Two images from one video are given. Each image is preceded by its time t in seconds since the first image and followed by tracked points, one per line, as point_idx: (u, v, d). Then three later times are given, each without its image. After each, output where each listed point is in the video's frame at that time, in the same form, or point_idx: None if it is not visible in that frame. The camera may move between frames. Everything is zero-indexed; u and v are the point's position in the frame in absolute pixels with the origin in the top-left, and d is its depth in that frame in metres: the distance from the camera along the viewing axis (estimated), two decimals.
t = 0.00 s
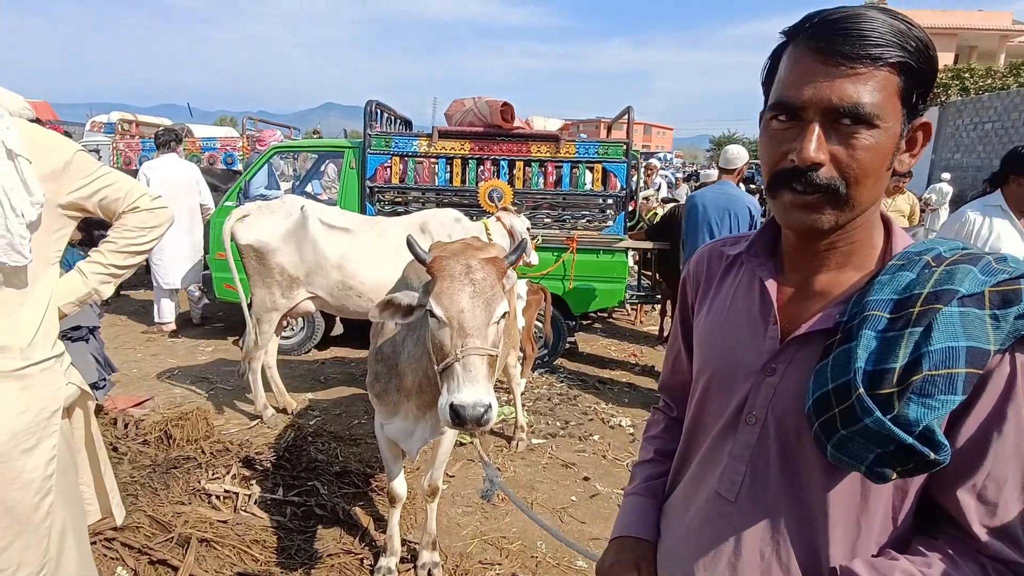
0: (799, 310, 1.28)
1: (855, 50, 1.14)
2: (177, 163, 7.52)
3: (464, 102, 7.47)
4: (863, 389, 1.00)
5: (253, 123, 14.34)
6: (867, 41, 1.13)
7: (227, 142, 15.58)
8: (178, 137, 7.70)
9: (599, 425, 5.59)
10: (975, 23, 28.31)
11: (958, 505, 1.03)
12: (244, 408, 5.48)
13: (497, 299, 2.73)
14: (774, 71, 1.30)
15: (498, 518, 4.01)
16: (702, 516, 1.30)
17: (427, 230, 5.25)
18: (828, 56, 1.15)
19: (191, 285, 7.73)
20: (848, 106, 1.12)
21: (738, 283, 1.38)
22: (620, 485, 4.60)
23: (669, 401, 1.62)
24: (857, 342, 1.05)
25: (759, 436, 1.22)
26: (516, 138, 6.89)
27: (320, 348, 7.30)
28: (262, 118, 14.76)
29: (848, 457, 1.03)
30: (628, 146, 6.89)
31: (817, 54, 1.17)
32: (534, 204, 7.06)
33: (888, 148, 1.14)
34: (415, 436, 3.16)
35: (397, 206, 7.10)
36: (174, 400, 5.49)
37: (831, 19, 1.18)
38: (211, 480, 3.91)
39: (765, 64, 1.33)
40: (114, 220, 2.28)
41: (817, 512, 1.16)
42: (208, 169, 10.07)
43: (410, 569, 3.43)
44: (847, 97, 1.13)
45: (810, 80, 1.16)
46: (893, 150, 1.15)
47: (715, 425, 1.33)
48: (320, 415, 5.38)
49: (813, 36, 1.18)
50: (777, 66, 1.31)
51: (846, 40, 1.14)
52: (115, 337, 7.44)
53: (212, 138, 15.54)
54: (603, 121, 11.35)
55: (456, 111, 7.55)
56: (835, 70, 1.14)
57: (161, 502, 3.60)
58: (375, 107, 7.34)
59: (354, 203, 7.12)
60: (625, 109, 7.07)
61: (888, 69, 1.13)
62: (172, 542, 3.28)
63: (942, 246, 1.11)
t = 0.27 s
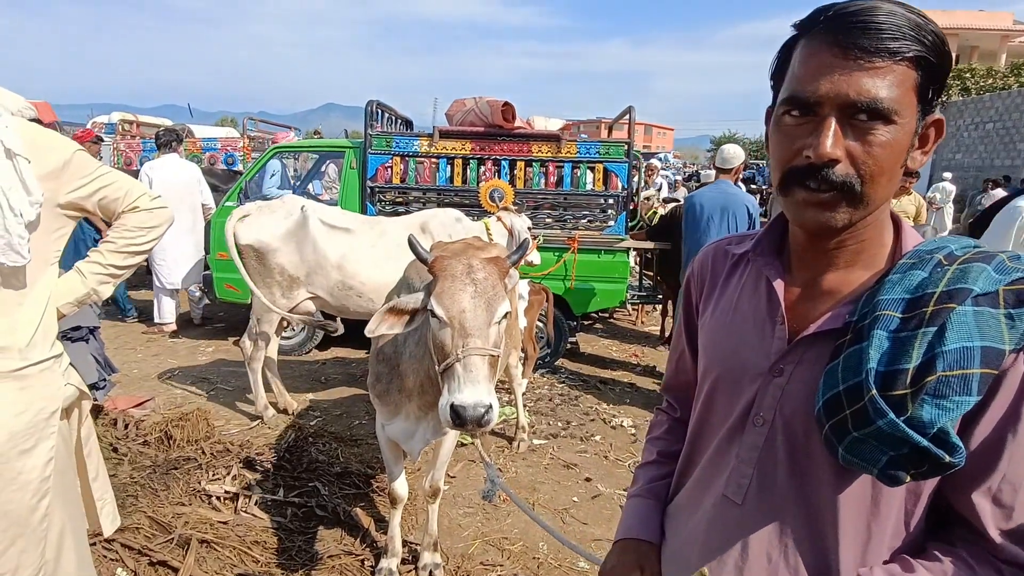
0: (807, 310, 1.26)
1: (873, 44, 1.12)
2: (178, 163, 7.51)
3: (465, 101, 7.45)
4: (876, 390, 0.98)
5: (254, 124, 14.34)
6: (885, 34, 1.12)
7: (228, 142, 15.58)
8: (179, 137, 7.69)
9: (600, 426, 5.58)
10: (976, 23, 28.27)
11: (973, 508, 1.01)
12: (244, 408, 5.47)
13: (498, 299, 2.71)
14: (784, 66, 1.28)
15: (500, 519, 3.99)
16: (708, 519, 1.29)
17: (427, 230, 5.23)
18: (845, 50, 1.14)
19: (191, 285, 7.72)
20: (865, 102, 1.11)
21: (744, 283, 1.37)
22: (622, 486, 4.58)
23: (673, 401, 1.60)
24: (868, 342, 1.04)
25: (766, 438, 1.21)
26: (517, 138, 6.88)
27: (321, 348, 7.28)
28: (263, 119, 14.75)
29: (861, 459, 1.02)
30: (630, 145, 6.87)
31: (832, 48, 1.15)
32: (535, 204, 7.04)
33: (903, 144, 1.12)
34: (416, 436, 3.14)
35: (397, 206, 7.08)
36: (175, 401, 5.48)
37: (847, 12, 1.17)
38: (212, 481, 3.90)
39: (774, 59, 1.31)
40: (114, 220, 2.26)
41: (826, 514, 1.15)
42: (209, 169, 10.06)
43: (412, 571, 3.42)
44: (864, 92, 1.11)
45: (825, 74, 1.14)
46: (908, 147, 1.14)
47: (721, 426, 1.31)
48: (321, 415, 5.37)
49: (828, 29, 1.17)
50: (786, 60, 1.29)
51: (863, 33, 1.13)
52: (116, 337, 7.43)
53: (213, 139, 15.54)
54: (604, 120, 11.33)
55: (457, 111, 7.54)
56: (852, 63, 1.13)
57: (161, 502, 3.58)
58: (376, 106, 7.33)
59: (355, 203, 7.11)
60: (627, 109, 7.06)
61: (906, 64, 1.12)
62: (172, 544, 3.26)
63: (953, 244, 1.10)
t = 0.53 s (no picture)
0: (816, 306, 1.25)
1: (889, 36, 1.11)
2: (180, 163, 7.50)
3: (466, 101, 7.44)
4: (888, 386, 0.97)
5: (254, 124, 14.35)
6: (901, 27, 1.11)
7: (229, 142, 15.58)
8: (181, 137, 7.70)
9: (602, 425, 5.57)
10: (977, 23, 28.25)
11: (989, 508, 1.00)
12: (245, 408, 5.46)
13: (501, 298, 2.70)
14: (796, 59, 1.27)
15: (502, 518, 3.98)
16: (714, 517, 1.28)
17: (428, 229, 5.22)
18: (861, 42, 1.12)
19: (192, 285, 7.71)
20: (880, 94, 1.10)
21: (751, 279, 1.36)
22: (624, 485, 4.57)
23: (677, 398, 1.59)
24: (880, 338, 1.03)
25: (773, 435, 1.20)
26: (518, 137, 6.87)
27: (322, 348, 7.27)
28: (263, 119, 14.76)
29: (872, 456, 1.00)
30: (631, 145, 6.86)
31: (847, 39, 1.14)
32: (536, 203, 7.03)
33: (917, 138, 1.11)
34: (418, 436, 3.13)
35: (398, 206, 7.07)
36: (176, 400, 5.47)
37: (863, 4, 1.15)
38: (213, 481, 3.89)
39: (786, 51, 1.30)
40: (113, 218, 2.25)
41: (835, 512, 1.13)
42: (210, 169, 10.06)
43: (413, 571, 3.41)
44: (879, 85, 1.10)
45: (839, 66, 1.13)
46: (921, 141, 1.13)
47: (728, 423, 1.30)
48: (322, 415, 5.36)
49: (843, 21, 1.15)
50: (798, 53, 1.28)
51: (879, 25, 1.12)
52: (116, 337, 7.42)
53: (214, 139, 15.54)
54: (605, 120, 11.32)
55: (458, 111, 7.53)
56: (867, 55, 1.11)
57: (162, 502, 3.58)
58: (377, 106, 7.32)
59: (356, 203, 7.10)
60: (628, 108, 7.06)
61: (922, 56, 1.11)
62: (173, 543, 3.25)
63: (965, 239, 1.09)
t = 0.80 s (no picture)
0: (823, 302, 1.24)
1: (902, 29, 1.10)
2: (182, 163, 7.50)
3: (467, 101, 7.44)
4: (898, 381, 0.96)
5: (256, 124, 14.35)
6: (914, 19, 1.10)
7: (230, 142, 15.58)
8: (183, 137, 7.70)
9: (604, 425, 5.56)
10: (979, 23, 28.21)
11: (997, 505, 0.99)
12: (246, 408, 5.45)
13: (503, 297, 2.70)
14: (805, 52, 1.26)
15: (503, 518, 3.97)
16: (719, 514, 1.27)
17: (430, 229, 5.21)
18: (873, 34, 1.12)
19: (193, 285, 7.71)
20: (892, 88, 1.09)
21: (756, 276, 1.35)
22: (626, 485, 4.56)
23: (679, 395, 1.58)
24: (890, 333, 1.02)
25: (779, 432, 1.19)
26: (519, 137, 6.87)
27: (323, 348, 7.27)
28: (264, 119, 14.76)
29: (881, 452, 1.00)
30: (632, 145, 6.85)
31: (859, 32, 1.13)
32: (538, 203, 7.03)
33: (927, 133, 1.11)
34: (419, 436, 3.12)
35: (400, 205, 7.06)
36: (177, 400, 5.47)
37: None
38: (214, 481, 3.88)
39: (795, 45, 1.29)
40: (115, 217, 2.25)
41: (841, 509, 1.13)
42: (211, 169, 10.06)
43: (415, 571, 3.40)
44: (891, 78, 1.10)
45: (851, 59, 1.12)
46: (932, 136, 1.13)
47: (732, 421, 1.29)
48: (324, 415, 5.35)
49: (856, 13, 1.15)
50: (807, 47, 1.27)
51: (892, 17, 1.11)
52: (118, 337, 7.42)
53: (215, 140, 15.55)
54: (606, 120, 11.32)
55: (459, 111, 7.53)
56: (880, 48, 1.11)
57: (164, 502, 3.57)
58: (378, 106, 7.32)
59: (357, 203, 7.10)
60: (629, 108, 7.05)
61: (934, 50, 1.11)
62: (175, 543, 3.25)
63: (973, 234, 1.08)
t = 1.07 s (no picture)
0: (828, 303, 1.24)
1: (914, 28, 1.10)
2: (184, 163, 7.50)
3: (468, 101, 7.43)
4: (906, 382, 0.95)
5: (257, 125, 14.35)
6: (925, 18, 1.10)
7: (231, 143, 15.59)
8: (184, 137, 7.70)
9: (605, 426, 5.55)
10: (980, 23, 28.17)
11: (1004, 506, 0.99)
12: (248, 408, 5.45)
13: (506, 298, 2.69)
14: (811, 50, 1.25)
15: (505, 519, 3.97)
16: (722, 516, 1.26)
17: (431, 229, 5.21)
18: (885, 33, 1.11)
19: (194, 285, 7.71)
20: (903, 87, 1.09)
21: (759, 277, 1.34)
22: (627, 486, 4.56)
23: (682, 395, 1.57)
24: (896, 334, 1.01)
25: (783, 433, 1.18)
26: (520, 137, 6.86)
27: (324, 349, 7.27)
28: (265, 119, 14.76)
29: (888, 454, 0.99)
30: (633, 145, 6.84)
31: (870, 30, 1.13)
32: (539, 203, 7.02)
33: (936, 133, 1.11)
34: (421, 437, 3.11)
35: (401, 206, 7.06)
36: (178, 401, 5.47)
37: None
38: (216, 481, 3.88)
39: (801, 43, 1.29)
40: (116, 218, 2.24)
41: (846, 510, 1.13)
42: (212, 170, 10.06)
43: (417, 571, 3.40)
44: (902, 77, 1.09)
45: (862, 58, 1.12)
46: (940, 136, 1.13)
47: (736, 422, 1.29)
48: (325, 415, 5.35)
49: (867, 11, 1.14)
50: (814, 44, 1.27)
51: (904, 16, 1.11)
52: (119, 338, 7.42)
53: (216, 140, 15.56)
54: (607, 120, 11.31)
55: (460, 111, 7.52)
56: (892, 47, 1.10)
57: (165, 503, 3.57)
58: (379, 106, 7.32)
59: (358, 203, 7.10)
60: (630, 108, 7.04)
61: (945, 50, 1.11)
62: (176, 544, 3.25)
63: (978, 234, 1.08)
